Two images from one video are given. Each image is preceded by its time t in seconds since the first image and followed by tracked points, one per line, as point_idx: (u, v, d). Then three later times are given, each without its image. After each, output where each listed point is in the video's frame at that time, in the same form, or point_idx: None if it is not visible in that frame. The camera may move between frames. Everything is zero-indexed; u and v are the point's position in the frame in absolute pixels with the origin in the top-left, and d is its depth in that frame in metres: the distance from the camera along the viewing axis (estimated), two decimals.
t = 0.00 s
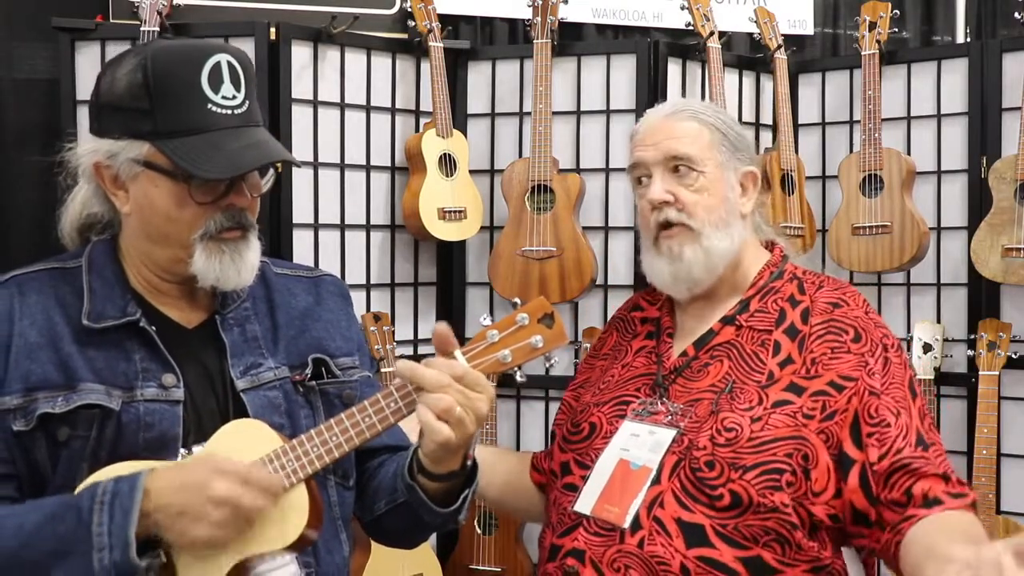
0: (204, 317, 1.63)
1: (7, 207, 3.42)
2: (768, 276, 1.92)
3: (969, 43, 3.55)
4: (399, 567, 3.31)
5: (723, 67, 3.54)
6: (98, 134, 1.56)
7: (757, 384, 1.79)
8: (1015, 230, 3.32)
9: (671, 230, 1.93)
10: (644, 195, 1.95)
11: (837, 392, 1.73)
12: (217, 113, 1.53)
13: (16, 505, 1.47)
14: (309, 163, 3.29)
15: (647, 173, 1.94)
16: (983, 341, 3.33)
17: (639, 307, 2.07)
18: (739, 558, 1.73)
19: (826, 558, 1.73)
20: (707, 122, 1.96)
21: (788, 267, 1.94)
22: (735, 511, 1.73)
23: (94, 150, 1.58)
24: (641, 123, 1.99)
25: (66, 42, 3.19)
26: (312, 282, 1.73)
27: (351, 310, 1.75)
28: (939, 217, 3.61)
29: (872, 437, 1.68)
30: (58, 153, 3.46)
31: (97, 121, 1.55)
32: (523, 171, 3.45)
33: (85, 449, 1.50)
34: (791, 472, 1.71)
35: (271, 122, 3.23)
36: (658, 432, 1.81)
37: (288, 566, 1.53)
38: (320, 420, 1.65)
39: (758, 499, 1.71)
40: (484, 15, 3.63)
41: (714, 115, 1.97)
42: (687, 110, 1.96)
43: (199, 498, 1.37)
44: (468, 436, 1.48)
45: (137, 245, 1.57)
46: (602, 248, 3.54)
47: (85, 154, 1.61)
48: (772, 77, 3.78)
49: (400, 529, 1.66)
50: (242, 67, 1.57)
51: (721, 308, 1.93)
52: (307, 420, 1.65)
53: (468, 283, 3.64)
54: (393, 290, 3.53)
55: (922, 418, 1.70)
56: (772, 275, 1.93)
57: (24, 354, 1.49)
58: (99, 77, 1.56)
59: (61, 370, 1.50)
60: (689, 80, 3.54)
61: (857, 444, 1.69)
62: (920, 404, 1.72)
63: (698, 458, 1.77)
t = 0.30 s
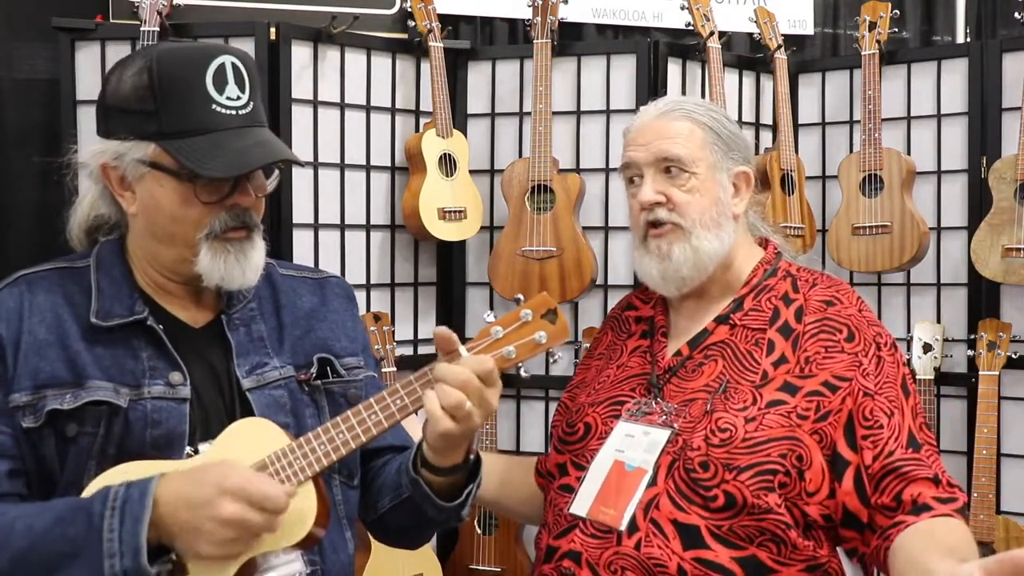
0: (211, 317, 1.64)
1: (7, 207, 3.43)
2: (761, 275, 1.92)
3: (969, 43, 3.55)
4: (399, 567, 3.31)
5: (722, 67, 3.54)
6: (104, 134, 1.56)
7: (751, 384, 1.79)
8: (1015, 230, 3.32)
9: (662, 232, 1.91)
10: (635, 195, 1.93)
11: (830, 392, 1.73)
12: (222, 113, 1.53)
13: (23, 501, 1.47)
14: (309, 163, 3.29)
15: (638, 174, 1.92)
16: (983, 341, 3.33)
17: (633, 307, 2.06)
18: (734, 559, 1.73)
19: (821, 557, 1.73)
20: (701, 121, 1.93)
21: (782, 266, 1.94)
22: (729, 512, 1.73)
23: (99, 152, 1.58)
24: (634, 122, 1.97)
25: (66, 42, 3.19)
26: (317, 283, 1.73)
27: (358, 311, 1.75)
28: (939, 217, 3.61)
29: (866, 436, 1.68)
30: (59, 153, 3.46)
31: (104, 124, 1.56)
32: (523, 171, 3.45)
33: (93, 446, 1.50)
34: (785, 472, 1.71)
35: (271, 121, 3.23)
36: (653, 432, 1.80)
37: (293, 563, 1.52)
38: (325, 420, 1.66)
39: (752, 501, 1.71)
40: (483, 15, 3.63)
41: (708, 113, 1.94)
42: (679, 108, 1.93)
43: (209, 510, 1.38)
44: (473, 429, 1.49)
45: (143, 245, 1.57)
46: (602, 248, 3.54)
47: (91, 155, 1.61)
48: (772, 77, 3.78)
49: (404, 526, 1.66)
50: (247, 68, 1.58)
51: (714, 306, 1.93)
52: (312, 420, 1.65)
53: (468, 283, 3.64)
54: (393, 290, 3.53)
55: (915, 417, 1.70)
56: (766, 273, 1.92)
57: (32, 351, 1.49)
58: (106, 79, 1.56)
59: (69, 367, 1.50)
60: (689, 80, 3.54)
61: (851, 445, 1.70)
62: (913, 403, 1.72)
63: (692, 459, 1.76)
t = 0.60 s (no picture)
0: (219, 316, 1.64)
1: (7, 207, 3.43)
2: (757, 275, 1.91)
3: (969, 43, 3.55)
4: (399, 567, 3.31)
5: (722, 67, 3.54)
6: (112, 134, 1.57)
7: (747, 387, 1.78)
8: (1015, 230, 3.32)
9: (656, 237, 1.89)
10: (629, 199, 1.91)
11: (827, 393, 1.73)
12: (232, 113, 1.54)
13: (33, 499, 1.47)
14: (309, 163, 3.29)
15: (632, 177, 1.90)
16: (983, 341, 3.33)
17: (631, 308, 2.05)
18: (736, 564, 1.73)
19: (822, 560, 1.73)
20: (695, 122, 1.90)
21: (777, 265, 1.93)
22: (728, 517, 1.73)
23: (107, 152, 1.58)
24: (627, 124, 1.94)
25: (66, 42, 3.19)
26: (324, 284, 1.74)
27: (363, 311, 1.76)
28: (939, 217, 3.61)
29: (863, 437, 1.68)
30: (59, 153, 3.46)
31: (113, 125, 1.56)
32: (523, 171, 3.45)
33: (101, 444, 1.50)
34: (783, 476, 1.71)
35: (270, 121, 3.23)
36: (650, 437, 1.79)
37: (301, 561, 1.52)
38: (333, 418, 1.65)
39: (751, 505, 1.71)
40: (483, 15, 3.63)
41: (702, 113, 1.91)
42: (672, 109, 1.90)
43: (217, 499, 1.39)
44: (475, 418, 1.48)
45: (152, 244, 1.57)
46: (602, 248, 3.54)
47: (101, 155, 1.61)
48: (772, 77, 3.78)
49: (409, 524, 1.66)
50: (257, 69, 1.58)
51: (712, 309, 1.93)
52: (319, 418, 1.65)
53: (468, 283, 3.64)
54: (393, 290, 3.53)
55: (912, 415, 1.70)
56: (762, 273, 1.92)
57: (41, 349, 1.49)
58: (116, 79, 1.56)
59: (78, 364, 1.50)
60: (689, 80, 3.54)
61: (848, 446, 1.70)
62: (911, 402, 1.72)
63: (690, 464, 1.76)
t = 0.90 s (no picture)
0: (226, 316, 1.64)
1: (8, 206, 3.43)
2: (758, 276, 1.90)
3: (969, 43, 3.55)
4: (399, 567, 3.31)
5: (723, 67, 3.54)
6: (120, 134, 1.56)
7: (747, 392, 1.77)
8: (1015, 230, 3.32)
9: (654, 240, 1.89)
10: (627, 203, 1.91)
11: (827, 398, 1.73)
12: (240, 113, 1.53)
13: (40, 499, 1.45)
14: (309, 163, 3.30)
15: (630, 180, 1.89)
16: (983, 341, 3.33)
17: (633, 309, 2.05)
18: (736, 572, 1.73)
19: (825, 565, 1.73)
20: (695, 123, 1.89)
21: (778, 266, 1.92)
22: (728, 525, 1.72)
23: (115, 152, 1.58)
24: (625, 124, 1.93)
25: (66, 42, 3.19)
26: (331, 283, 1.75)
27: (370, 309, 1.76)
28: (938, 217, 3.61)
29: (863, 442, 1.68)
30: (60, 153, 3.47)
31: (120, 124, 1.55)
32: (523, 171, 3.45)
33: (109, 443, 1.50)
34: (783, 483, 1.70)
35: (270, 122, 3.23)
36: (651, 443, 1.79)
37: (309, 561, 1.51)
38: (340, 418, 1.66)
39: (751, 513, 1.70)
40: (483, 15, 3.63)
41: (702, 114, 1.90)
42: (670, 110, 1.89)
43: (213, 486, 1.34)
44: (487, 423, 1.49)
45: (159, 243, 1.57)
46: (602, 248, 3.54)
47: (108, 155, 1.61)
48: (772, 77, 3.78)
49: (416, 524, 1.66)
50: (265, 68, 1.58)
51: (711, 312, 1.92)
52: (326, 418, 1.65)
53: (468, 283, 3.65)
54: (393, 290, 3.53)
55: (912, 420, 1.70)
56: (762, 274, 1.91)
57: (49, 348, 1.49)
58: (123, 77, 1.56)
59: (87, 364, 1.50)
60: (689, 80, 3.54)
61: (848, 452, 1.70)
62: (911, 406, 1.72)
63: (690, 472, 1.76)
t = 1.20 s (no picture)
0: (231, 315, 1.64)
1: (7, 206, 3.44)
2: (760, 279, 1.89)
3: (969, 43, 3.55)
4: (399, 567, 3.31)
5: (723, 67, 3.54)
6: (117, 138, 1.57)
7: (750, 397, 1.77)
8: (1015, 230, 3.32)
9: (656, 243, 1.88)
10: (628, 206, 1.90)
11: (830, 403, 1.73)
12: (252, 103, 1.55)
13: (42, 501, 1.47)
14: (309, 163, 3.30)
15: (631, 182, 1.88)
16: (983, 341, 3.33)
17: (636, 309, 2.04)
18: None
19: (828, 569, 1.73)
20: (698, 124, 1.87)
21: (781, 267, 1.92)
22: (730, 530, 1.72)
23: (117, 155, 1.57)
24: (626, 126, 1.91)
25: (66, 42, 3.19)
26: (333, 282, 1.74)
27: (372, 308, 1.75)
28: (939, 217, 3.61)
29: (865, 448, 1.68)
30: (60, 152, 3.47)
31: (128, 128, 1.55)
32: (523, 171, 3.45)
33: (111, 445, 1.50)
34: (786, 488, 1.70)
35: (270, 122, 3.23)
36: (653, 447, 1.78)
37: (313, 562, 1.53)
38: (342, 419, 1.65)
39: (753, 519, 1.70)
40: (483, 15, 3.63)
41: (706, 115, 1.89)
42: (672, 112, 1.87)
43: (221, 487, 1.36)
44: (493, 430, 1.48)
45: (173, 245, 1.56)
46: (602, 248, 3.54)
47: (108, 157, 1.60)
48: (772, 77, 3.79)
49: (421, 526, 1.66)
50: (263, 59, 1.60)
51: (714, 315, 1.91)
52: (328, 419, 1.65)
53: (468, 283, 3.65)
54: (393, 290, 3.53)
55: (915, 424, 1.71)
56: (765, 276, 1.90)
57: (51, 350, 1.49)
58: (123, 82, 1.55)
59: (88, 365, 1.50)
60: (689, 79, 3.54)
61: (851, 458, 1.70)
62: (914, 411, 1.72)
63: (691, 477, 1.75)
